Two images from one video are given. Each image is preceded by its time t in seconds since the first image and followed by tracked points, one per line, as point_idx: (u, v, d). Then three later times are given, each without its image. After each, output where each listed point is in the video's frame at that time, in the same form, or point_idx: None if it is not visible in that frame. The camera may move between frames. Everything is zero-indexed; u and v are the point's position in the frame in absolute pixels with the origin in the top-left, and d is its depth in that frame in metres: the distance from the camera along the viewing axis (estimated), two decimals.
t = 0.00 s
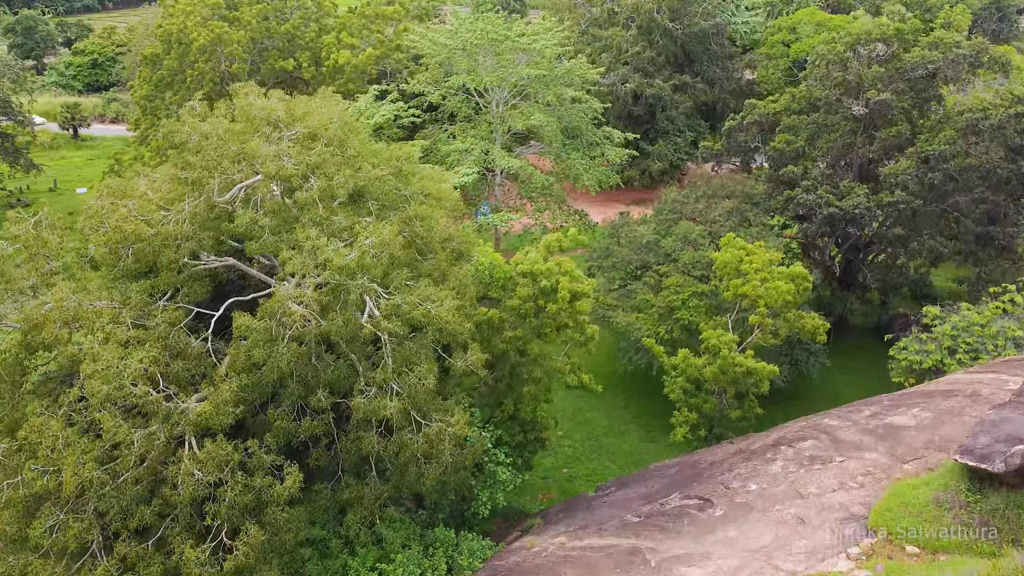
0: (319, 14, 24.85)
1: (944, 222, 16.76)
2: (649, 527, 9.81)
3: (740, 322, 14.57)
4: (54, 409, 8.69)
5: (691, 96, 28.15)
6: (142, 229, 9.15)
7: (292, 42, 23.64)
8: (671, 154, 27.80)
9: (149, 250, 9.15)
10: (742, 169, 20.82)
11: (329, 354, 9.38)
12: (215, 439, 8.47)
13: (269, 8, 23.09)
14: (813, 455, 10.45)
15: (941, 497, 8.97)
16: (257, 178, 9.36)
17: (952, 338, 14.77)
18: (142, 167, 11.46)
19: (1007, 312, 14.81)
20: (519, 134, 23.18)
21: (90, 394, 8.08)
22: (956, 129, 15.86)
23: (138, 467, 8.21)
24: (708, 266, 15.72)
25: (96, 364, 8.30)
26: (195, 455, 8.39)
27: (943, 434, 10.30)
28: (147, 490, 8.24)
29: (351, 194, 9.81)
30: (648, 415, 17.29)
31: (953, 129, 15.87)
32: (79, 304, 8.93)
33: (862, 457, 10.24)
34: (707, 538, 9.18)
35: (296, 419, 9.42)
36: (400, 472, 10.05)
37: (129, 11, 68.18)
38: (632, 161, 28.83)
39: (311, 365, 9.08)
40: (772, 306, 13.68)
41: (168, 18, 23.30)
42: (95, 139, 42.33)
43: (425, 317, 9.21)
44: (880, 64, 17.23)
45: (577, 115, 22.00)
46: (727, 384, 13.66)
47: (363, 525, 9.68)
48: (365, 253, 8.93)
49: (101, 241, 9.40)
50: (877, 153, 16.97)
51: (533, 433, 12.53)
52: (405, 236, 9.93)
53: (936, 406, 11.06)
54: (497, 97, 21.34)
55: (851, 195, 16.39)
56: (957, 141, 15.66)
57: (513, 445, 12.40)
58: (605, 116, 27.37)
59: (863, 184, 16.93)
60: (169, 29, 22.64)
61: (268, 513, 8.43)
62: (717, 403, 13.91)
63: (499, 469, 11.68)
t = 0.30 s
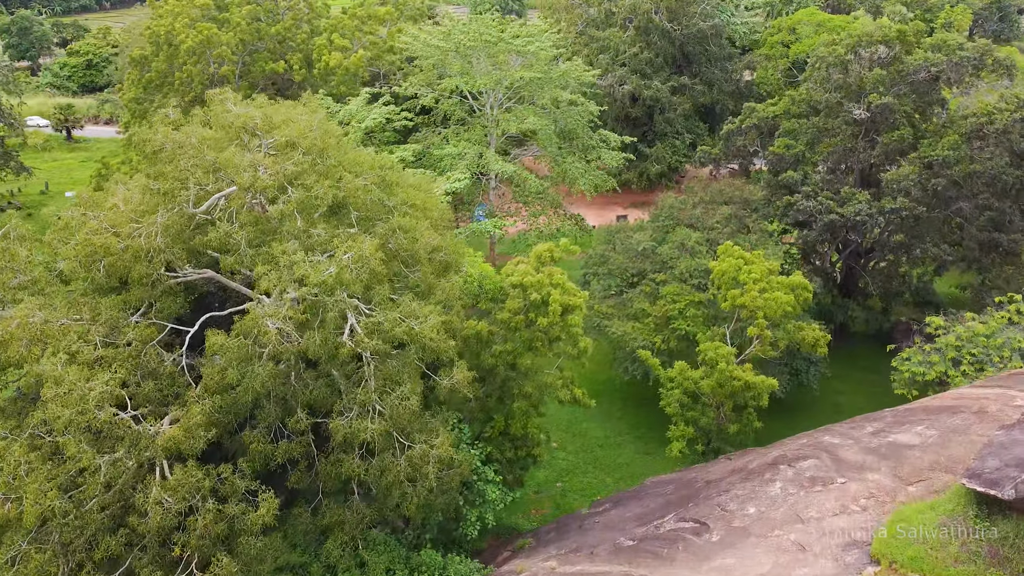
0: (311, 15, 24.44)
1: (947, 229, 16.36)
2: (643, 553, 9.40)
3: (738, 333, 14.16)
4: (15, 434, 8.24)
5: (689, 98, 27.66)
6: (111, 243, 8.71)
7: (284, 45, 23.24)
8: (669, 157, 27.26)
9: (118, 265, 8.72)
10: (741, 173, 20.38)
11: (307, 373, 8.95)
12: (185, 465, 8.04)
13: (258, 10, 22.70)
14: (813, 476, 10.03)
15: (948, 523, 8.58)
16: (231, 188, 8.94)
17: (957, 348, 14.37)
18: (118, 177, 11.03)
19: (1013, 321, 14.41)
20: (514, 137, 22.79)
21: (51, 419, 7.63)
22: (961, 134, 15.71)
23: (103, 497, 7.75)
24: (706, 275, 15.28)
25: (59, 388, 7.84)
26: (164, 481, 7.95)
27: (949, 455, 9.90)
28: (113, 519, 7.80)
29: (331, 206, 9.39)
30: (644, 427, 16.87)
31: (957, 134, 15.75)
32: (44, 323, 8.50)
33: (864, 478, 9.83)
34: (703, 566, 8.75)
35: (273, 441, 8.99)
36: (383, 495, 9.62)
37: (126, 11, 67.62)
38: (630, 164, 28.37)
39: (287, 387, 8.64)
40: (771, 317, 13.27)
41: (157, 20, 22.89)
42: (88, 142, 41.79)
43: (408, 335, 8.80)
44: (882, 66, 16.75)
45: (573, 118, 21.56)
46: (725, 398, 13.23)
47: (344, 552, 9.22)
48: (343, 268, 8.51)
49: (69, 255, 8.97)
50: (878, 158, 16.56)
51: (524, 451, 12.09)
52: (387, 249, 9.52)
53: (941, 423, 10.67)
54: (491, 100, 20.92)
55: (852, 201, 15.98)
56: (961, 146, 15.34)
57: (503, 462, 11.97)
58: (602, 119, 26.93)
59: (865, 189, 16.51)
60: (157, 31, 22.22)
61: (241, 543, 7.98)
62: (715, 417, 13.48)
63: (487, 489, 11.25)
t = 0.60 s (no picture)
0: (288, 17, 23.96)
1: (934, 234, 16.11)
2: None
3: (723, 343, 13.83)
4: None
5: (674, 99, 27.32)
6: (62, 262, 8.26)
7: (259, 48, 22.78)
8: (654, 159, 26.85)
9: (70, 286, 8.28)
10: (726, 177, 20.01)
11: (271, 397, 8.56)
12: (140, 498, 7.61)
13: (231, 13, 22.32)
14: (801, 496, 9.66)
15: (942, 547, 8.24)
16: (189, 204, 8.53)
17: (946, 356, 14.11)
18: (75, 189, 10.55)
19: (1002, 328, 14.15)
20: (496, 141, 22.39)
21: None
22: (948, 138, 15.47)
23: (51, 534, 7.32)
24: (690, 283, 14.94)
25: (3, 419, 7.40)
26: (117, 516, 7.56)
27: (941, 471, 9.55)
28: (61, 557, 7.36)
29: (297, 220, 8.98)
30: (629, 437, 16.52)
31: (945, 137, 15.50)
32: None
33: (854, 497, 9.46)
34: None
35: (235, 469, 8.64)
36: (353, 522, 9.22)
37: (105, 13, 66.63)
38: (614, 166, 27.72)
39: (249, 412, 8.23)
40: (756, 327, 12.95)
41: (129, 22, 22.34)
42: (63, 146, 40.95)
43: (376, 356, 8.40)
44: (868, 68, 16.48)
45: (555, 121, 21.13)
46: (711, 411, 12.89)
47: None
48: (308, 287, 8.11)
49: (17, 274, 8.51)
50: (864, 162, 16.28)
51: (502, 469, 11.70)
52: (356, 265, 9.12)
53: (932, 438, 10.30)
54: (472, 103, 20.50)
55: (839, 207, 15.69)
56: (949, 150, 15.13)
57: (481, 481, 11.58)
58: (585, 121, 26.56)
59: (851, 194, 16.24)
60: (129, 33, 21.69)
61: None
62: (700, 430, 13.13)
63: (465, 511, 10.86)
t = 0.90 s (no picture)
0: (249, 21, 23.29)
1: (907, 238, 15.96)
2: None
3: (698, 354, 13.54)
4: None
5: (645, 101, 27.04)
6: None
7: (219, 52, 22.09)
8: (625, 162, 26.57)
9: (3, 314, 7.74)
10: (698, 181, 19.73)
11: (224, 428, 8.06)
12: (82, 542, 7.10)
13: (189, 16, 21.56)
14: (781, 516, 9.32)
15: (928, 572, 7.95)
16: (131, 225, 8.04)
17: (922, 363, 13.94)
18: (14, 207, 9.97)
19: (978, 333, 14.01)
20: (464, 147, 21.95)
21: None
22: (921, 141, 15.31)
23: None
24: (663, 292, 14.62)
25: None
26: (58, 561, 7.06)
27: (923, 488, 9.25)
28: None
29: (248, 239, 8.52)
30: (604, 449, 16.18)
31: (916, 140, 15.35)
32: None
33: (835, 517, 9.13)
34: None
35: (186, 505, 8.18)
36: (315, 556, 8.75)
37: (65, 17, 65.05)
38: (586, 170, 27.36)
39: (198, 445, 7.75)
40: (731, 338, 12.65)
41: (82, 27, 21.57)
42: (21, 154, 39.72)
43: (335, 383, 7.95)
44: (839, 71, 16.29)
45: (524, 125, 20.72)
46: (686, 424, 12.58)
47: None
48: (260, 312, 7.65)
49: None
50: (837, 166, 16.08)
51: (473, 491, 11.28)
52: (312, 286, 8.68)
53: (913, 451, 10.02)
54: (438, 108, 20.02)
55: (812, 212, 15.48)
56: (921, 154, 14.97)
57: (453, 504, 11.03)
58: (555, 124, 26.18)
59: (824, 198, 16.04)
60: (82, 39, 20.93)
61: None
62: (677, 444, 12.81)
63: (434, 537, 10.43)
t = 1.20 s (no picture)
0: (235, 24, 22.95)
1: (904, 243, 15.74)
2: None
3: (690, 363, 13.28)
4: None
5: (637, 104, 26.75)
6: None
7: (203, 55, 21.75)
8: (618, 165, 26.29)
9: None
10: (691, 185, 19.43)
11: (200, 450, 7.72)
12: (48, 571, 6.79)
13: (173, 19, 21.35)
14: (779, 535, 9.01)
15: None
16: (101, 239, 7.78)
17: (920, 371, 13.69)
18: None
19: (977, 340, 13.77)
20: (454, 151, 21.63)
21: None
22: (917, 145, 15.05)
23: None
24: (656, 299, 14.33)
25: None
26: None
27: (924, 505, 8.98)
28: None
29: (223, 253, 8.27)
30: (597, 459, 15.88)
31: (912, 144, 15.10)
32: None
33: (835, 536, 8.80)
34: None
35: (161, 530, 7.86)
36: None
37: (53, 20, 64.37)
38: (578, 173, 27.02)
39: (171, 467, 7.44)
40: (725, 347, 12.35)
41: (65, 30, 21.22)
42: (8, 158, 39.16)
43: (315, 401, 7.66)
44: (833, 74, 16.06)
45: (514, 128, 20.40)
46: (680, 436, 12.29)
47: None
48: (235, 329, 7.36)
49: None
50: (831, 170, 15.82)
51: (463, 508, 10.95)
52: (292, 299, 8.41)
53: (913, 465, 9.75)
54: (427, 112, 19.70)
55: (806, 217, 15.23)
56: (917, 158, 14.72)
57: (441, 521, 10.66)
58: (546, 128, 25.87)
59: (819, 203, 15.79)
60: (64, 42, 20.60)
61: None
62: (671, 456, 12.50)
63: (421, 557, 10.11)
